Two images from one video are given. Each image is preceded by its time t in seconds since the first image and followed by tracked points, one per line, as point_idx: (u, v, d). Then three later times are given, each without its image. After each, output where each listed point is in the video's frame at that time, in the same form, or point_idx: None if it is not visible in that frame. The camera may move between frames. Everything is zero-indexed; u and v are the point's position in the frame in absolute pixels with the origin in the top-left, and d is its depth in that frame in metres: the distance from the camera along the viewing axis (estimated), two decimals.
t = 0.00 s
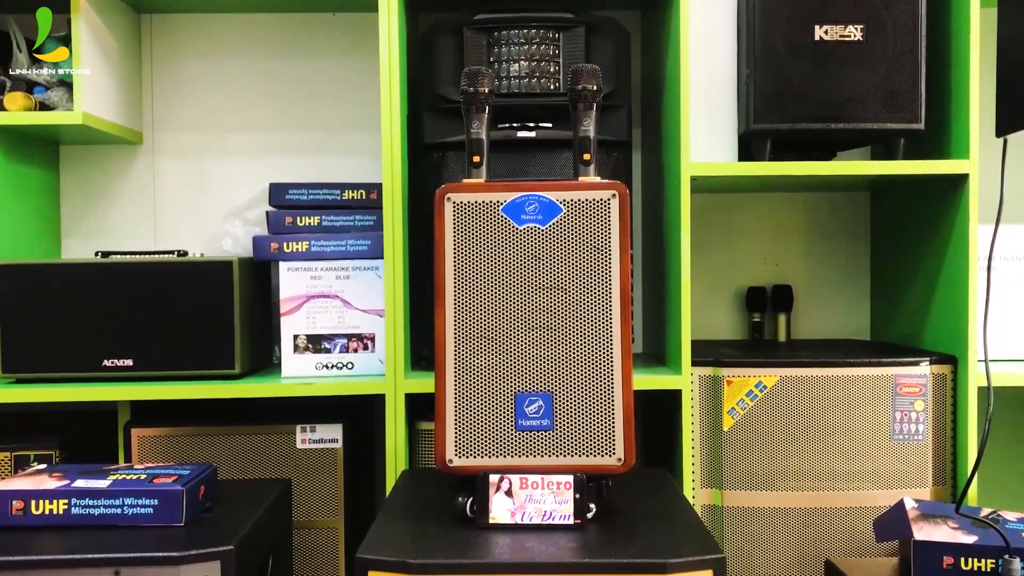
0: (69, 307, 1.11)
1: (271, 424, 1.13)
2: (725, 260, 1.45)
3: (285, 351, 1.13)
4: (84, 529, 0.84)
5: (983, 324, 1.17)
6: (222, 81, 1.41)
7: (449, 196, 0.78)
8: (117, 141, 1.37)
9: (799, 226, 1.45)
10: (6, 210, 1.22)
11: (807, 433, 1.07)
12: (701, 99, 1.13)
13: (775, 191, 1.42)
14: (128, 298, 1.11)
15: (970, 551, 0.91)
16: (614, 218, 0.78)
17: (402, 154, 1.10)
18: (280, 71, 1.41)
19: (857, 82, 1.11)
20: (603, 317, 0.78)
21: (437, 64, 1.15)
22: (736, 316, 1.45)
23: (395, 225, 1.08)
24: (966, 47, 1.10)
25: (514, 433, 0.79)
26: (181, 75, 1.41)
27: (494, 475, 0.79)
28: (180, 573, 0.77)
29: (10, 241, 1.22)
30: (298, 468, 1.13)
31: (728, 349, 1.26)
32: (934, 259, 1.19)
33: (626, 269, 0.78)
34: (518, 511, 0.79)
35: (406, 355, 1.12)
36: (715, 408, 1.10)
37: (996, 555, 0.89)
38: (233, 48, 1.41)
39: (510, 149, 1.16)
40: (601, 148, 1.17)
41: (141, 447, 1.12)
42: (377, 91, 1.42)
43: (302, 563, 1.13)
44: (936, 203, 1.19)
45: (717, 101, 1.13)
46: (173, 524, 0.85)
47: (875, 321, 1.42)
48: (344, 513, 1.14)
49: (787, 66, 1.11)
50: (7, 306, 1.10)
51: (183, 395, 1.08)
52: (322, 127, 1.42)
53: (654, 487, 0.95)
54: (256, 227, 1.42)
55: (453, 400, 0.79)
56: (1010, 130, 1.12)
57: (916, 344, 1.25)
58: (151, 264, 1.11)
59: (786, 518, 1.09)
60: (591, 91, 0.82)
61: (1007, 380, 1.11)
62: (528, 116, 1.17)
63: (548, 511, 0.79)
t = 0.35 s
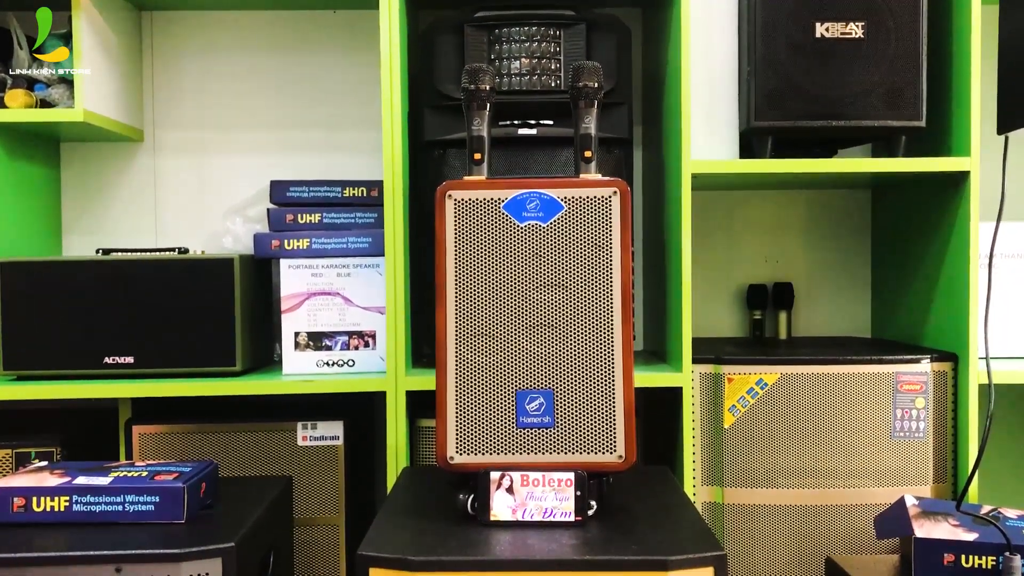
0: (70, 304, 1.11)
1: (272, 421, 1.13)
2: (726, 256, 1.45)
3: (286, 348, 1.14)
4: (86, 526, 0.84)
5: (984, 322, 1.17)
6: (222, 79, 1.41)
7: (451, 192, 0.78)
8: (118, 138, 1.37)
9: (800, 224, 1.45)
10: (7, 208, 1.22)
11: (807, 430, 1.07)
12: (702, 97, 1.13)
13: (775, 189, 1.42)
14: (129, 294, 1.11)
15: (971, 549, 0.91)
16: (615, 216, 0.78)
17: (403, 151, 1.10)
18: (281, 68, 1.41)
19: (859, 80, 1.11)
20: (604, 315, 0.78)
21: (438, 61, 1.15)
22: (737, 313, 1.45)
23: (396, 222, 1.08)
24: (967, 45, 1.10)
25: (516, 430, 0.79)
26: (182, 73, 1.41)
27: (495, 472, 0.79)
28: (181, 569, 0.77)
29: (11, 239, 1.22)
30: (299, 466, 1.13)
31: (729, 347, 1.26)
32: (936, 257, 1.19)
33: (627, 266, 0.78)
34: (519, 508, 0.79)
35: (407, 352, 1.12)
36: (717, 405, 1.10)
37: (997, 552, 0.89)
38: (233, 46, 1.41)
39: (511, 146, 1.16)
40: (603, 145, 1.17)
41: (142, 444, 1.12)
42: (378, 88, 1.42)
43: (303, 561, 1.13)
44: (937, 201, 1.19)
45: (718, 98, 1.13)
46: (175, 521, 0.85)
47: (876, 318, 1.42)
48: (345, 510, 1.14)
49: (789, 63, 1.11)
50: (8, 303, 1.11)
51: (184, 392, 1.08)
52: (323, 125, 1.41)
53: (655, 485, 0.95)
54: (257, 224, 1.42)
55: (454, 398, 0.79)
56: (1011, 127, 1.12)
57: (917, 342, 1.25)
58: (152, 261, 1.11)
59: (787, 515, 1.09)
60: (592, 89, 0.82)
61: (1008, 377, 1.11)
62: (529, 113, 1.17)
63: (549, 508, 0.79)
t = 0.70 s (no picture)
0: (71, 303, 1.11)
1: (273, 420, 1.13)
2: (728, 256, 1.44)
3: (288, 347, 1.14)
4: (88, 525, 0.84)
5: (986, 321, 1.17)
6: (224, 78, 1.41)
7: (453, 192, 0.78)
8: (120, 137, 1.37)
9: (802, 223, 1.44)
10: (9, 206, 1.22)
11: (809, 430, 1.07)
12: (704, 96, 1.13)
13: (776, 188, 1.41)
14: (130, 294, 1.11)
15: (973, 548, 0.91)
16: (617, 215, 0.78)
17: (404, 151, 1.10)
18: (282, 67, 1.41)
19: (861, 79, 1.11)
20: (606, 314, 0.78)
21: (440, 60, 1.15)
22: (739, 312, 1.45)
23: (397, 221, 1.08)
24: (970, 44, 1.10)
25: (518, 430, 0.79)
26: (184, 72, 1.41)
27: (497, 472, 0.79)
28: (182, 568, 0.77)
29: (13, 238, 1.23)
30: (300, 465, 1.13)
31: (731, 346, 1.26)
32: (938, 256, 1.19)
33: (629, 266, 0.78)
34: (521, 508, 0.79)
35: (408, 351, 1.12)
36: (718, 405, 1.10)
37: (998, 552, 0.89)
38: (235, 45, 1.41)
39: (513, 145, 1.16)
40: (604, 144, 1.17)
41: (144, 443, 1.12)
42: (380, 87, 1.42)
43: (304, 560, 1.13)
44: (939, 200, 1.19)
45: (720, 98, 1.13)
46: (177, 520, 0.85)
47: (877, 318, 1.42)
48: (346, 509, 1.14)
49: (791, 63, 1.11)
50: (10, 302, 1.11)
51: (186, 391, 1.08)
52: (325, 124, 1.41)
53: (657, 484, 0.95)
54: (258, 223, 1.42)
55: (456, 397, 0.79)
56: (1013, 127, 1.12)
57: (919, 341, 1.25)
58: (153, 261, 1.11)
59: (788, 515, 1.09)
60: (594, 88, 0.82)
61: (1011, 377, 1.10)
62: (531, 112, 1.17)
63: (551, 507, 0.79)
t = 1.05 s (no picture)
0: (74, 302, 1.11)
1: (276, 420, 1.13)
2: (730, 256, 1.44)
3: (291, 346, 1.14)
4: (90, 524, 0.84)
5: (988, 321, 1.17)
6: (226, 77, 1.41)
7: (455, 191, 0.78)
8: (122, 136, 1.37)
9: (805, 223, 1.44)
10: (12, 206, 1.22)
11: (812, 429, 1.07)
12: (707, 96, 1.13)
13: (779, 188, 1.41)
14: (133, 293, 1.11)
15: (975, 548, 0.91)
16: (620, 215, 0.77)
17: (407, 150, 1.10)
18: (285, 67, 1.41)
19: (863, 79, 1.11)
20: (609, 314, 0.78)
21: (443, 59, 1.15)
22: (741, 312, 1.45)
23: (400, 221, 1.08)
24: (972, 44, 1.10)
25: (521, 429, 0.79)
26: (187, 71, 1.41)
27: (499, 471, 0.79)
28: (186, 567, 0.77)
29: (16, 237, 1.23)
30: (303, 464, 1.13)
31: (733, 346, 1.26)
32: (941, 256, 1.19)
33: (632, 266, 0.78)
34: (524, 507, 0.79)
35: (411, 350, 1.12)
36: (720, 405, 1.10)
37: (1001, 552, 0.89)
38: (238, 44, 1.41)
39: (515, 144, 1.16)
40: (607, 144, 1.17)
41: (147, 443, 1.12)
42: (382, 87, 1.42)
43: (307, 559, 1.13)
44: (941, 200, 1.19)
45: (723, 98, 1.13)
46: (180, 519, 0.85)
47: (880, 318, 1.42)
48: (349, 508, 1.14)
49: (794, 63, 1.11)
50: (13, 301, 1.11)
51: (189, 390, 1.08)
52: (327, 123, 1.41)
53: (660, 484, 0.95)
54: (261, 223, 1.42)
55: (459, 396, 0.79)
56: (1016, 127, 1.12)
57: (921, 341, 1.25)
58: (156, 260, 1.11)
59: (791, 515, 1.09)
60: (597, 88, 0.82)
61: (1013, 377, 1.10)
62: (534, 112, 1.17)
63: (554, 507, 0.79)
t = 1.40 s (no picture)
0: (76, 302, 1.11)
1: (278, 420, 1.13)
2: (732, 256, 1.44)
3: (293, 347, 1.14)
4: (93, 524, 0.85)
5: (990, 321, 1.17)
6: (228, 78, 1.41)
7: (458, 192, 0.78)
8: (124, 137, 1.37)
9: (806, 223, 1.44)
10: (14, 206, 1.22)
11: (813, 429, 1.07)
12: (708, 96, 1.13)
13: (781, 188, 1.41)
14: (135, 294, 1.11)
15: (977, 548, 0.91)
16: (622, 215, 0.77)
17: (409, 151, 1.10)
18: (286, 67, 1.41)
19: (865, 79, 1.11)
20: (611, 314, 0.78)
21: (444, 60, 1.15)
22: (743, 312, 1.45)
23: (402, 221, 1.08)
24: (974, 44, 1.10)
25: (523, 429, 0.79)
26: (188, 71, 1.41)
27: (502, 471, 0.79)
28: (188, 567, 0.77)
29: (19, 237, 1.23)
30: (305, 464, 1.13)
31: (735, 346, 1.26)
32: (942, 256, 1.19)
33: (634, 266, 0.78)
34: (525, 507, 0.79)
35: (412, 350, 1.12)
36: (722, 404, 1.10)
37: (1003, 552, 0.89)
38: (239, 44, 1.41)
39: (517, 144, 1.16)
40: (609, 144, 1.17)
41: (149, 443, 1.12)
42: (384, 87, 1.42)
43: (309, 559, 1.13)
44: (943, 200, 1.19)
45: (724, 98, 1.13)
46: (182, 519, 0.85)
47: (881, 318, 1.42)
48: (351, 508, 1.14)
49: (795, 63, 1.11)
50: (15, 302, 1.11)
51: (192, 390, 1.08)
52: (329, 124, 1.42)
53: (662, 484, 0.95)
54: (263, 223, 1.42)
55: (461, 396, 0.79)
56: (1018, 127, 1.12)
57: (923, 341, 1.25)
58: (158, 260, 1.11)
59: (793, 514, 1.09)
60: (599, 88, 0.82)
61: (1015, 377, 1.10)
62: (536, 112, 1.17)
63: (556, 507, 0.79)
